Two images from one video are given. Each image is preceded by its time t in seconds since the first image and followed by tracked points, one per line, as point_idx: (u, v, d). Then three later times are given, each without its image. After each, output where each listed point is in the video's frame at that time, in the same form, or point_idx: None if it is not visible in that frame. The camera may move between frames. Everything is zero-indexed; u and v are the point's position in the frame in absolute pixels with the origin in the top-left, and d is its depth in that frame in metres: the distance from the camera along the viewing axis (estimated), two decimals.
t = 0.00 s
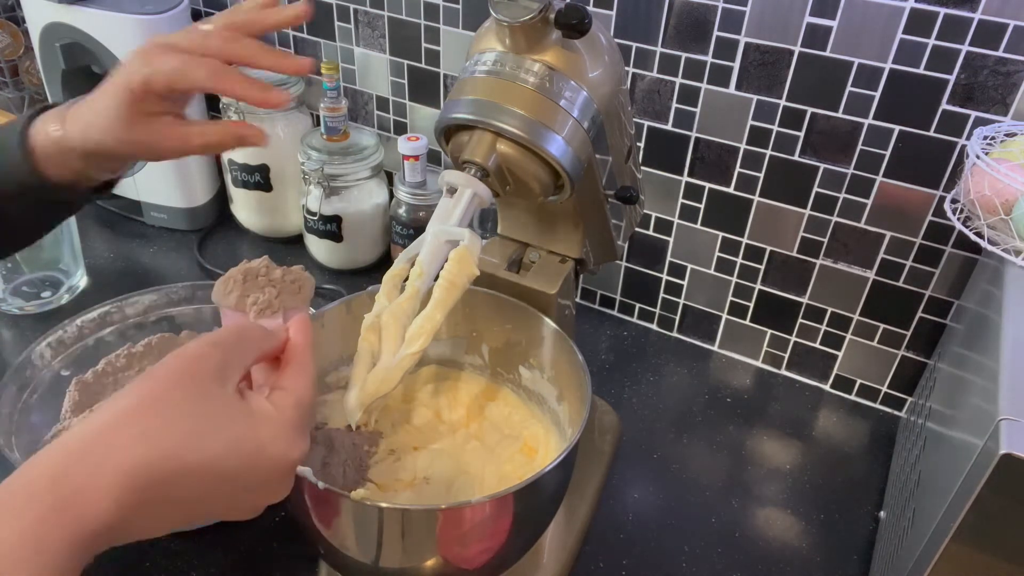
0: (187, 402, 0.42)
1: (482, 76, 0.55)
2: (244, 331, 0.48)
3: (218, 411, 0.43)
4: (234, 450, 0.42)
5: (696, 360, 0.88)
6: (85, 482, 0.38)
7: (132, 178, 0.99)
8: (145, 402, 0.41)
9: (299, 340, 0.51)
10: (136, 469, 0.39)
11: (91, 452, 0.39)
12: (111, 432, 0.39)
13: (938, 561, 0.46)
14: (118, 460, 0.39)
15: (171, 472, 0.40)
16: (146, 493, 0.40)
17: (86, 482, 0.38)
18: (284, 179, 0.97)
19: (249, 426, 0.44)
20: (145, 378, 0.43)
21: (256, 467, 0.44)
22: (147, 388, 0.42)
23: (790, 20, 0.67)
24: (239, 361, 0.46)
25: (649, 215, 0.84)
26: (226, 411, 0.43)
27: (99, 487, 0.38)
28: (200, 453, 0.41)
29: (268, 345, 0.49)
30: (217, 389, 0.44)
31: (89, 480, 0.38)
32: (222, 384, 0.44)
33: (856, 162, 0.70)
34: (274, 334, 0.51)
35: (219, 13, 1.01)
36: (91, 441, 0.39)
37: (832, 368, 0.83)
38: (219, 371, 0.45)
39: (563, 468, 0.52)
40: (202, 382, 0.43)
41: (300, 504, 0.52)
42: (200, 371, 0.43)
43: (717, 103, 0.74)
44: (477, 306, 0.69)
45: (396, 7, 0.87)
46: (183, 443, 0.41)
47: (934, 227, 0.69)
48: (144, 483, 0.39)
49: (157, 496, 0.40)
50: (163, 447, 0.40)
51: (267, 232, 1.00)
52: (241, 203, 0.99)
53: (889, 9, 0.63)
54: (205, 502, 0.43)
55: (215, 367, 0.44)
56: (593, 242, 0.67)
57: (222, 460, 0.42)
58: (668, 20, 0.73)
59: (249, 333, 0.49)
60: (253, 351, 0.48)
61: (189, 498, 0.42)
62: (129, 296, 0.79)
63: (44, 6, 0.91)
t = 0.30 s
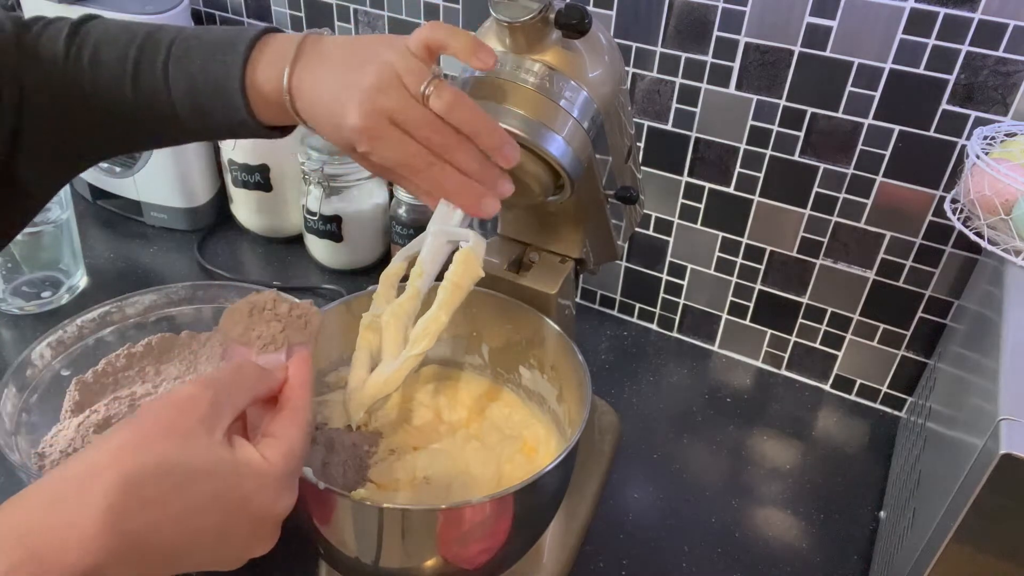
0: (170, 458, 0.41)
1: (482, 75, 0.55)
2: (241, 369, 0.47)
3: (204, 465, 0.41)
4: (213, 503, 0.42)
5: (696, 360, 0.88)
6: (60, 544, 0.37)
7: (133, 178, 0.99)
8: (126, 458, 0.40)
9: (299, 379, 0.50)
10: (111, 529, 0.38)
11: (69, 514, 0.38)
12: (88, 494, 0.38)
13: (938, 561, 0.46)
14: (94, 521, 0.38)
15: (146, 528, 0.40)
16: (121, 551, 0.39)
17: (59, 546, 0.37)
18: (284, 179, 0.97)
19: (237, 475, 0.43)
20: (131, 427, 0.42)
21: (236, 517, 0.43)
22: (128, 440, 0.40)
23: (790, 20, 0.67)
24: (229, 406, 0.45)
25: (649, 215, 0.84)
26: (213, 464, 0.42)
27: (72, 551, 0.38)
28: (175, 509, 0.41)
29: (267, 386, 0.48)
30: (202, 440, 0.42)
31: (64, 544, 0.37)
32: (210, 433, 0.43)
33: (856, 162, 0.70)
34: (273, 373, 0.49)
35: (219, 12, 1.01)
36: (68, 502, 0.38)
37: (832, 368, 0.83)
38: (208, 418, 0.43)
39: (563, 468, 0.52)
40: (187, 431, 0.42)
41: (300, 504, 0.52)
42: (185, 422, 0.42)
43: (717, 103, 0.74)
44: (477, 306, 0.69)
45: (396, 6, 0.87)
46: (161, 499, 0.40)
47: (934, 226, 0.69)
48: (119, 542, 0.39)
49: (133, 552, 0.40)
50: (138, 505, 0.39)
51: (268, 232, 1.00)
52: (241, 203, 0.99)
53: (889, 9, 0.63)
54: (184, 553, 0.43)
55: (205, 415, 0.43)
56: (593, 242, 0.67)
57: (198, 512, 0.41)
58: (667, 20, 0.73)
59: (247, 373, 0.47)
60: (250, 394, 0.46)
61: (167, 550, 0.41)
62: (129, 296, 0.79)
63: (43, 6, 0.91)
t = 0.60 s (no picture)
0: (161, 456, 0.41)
1: (482, 75, 0.55)
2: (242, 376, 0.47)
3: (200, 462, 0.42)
4: (204, 505, 0.42)
5: (696, 360, 0.88)
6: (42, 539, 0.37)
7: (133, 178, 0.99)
8: (117, 457, 0.39)
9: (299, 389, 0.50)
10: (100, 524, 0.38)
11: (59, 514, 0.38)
12: (76, 494, 0.38)
13: (939, 561, 0.46)
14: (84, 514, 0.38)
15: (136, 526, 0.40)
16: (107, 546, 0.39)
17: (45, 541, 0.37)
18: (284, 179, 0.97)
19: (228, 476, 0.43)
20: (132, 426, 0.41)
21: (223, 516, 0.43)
22: (121, 438, 0.40)
23: (790, 20, 0.67)
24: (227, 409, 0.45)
25: (649, 215, 0.84)
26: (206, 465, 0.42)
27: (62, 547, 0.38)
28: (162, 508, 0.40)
29: (259, 388, 0.48)
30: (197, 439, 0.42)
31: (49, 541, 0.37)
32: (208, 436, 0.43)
33: (856, 162, 0.70)
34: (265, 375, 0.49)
35: (219, 13, 1.01)
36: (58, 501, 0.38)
37: (832, 368, 0.83)
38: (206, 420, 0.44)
39: (563, 468, 0.52)
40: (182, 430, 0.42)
41: (300, 504, 0.52)
42: (177, 421, 0.42)
43: (717, 103, 0.74)
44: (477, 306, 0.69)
45: (396, 6, 0.87)
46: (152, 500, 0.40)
47: (934, 226, 0.69)
48: (106, 538, 0.39)
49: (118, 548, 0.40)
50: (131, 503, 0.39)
51: (268, 232, 1.00)
52: (241, 203, 0.99)
53: (889, 9, 0.63)
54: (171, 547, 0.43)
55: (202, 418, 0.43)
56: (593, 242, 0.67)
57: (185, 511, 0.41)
58: (668, 20, 0.73)
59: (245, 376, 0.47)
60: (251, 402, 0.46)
61: (153, 546, 0.41)
62: (129, 296, 0.79)
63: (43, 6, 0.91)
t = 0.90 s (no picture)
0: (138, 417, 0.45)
1: (483, 76, 0.55)
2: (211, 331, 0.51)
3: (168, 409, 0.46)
4: (195, 441, 0.46)
5: (696, 360, 0.88)
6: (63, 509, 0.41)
7: (133, 178, 0.99)
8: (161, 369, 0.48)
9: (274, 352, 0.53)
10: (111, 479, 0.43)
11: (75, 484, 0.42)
12: (84, 466, 0.43)
13: (939, 561, 0.46)
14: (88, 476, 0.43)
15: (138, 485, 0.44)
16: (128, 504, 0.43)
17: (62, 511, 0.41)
18: (284, 179, 0.97)
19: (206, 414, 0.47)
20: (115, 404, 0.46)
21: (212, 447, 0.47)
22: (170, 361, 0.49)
23: (790, 19, 0.67)
24: (210, 359, 0.49)
25: (649, 215, 0.84)
26: (184, 413, 0.46)
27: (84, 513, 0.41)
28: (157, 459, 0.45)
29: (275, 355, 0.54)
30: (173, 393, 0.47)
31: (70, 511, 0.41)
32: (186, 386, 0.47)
33: (856, 162, 0.70)
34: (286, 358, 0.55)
35: (219, 12, 1.01)
36: (70, 473, 0.42)
37: (832, 368, 0.83)
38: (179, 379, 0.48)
39: (563, 468, 0.52)
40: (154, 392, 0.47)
41: (300, 504, 0.52)
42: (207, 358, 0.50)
43: (717, 103, 0.74)
44: (477, 306, 0.69)
45: (397, 7, 0.87)
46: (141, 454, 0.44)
47: (933, 227, 0.69)
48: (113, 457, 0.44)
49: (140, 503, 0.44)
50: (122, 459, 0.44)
51: (268, 232, 1.00)
52: (241, 203, 0.99)
53: (889, 9, 0.63)
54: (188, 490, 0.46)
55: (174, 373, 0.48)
56: (593, 242, 0.66)
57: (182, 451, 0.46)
58: (667, 20, 0.73)
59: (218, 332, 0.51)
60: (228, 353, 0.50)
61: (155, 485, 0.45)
62: (130, 297, 0.79)
63: (43, 6, 0.91)
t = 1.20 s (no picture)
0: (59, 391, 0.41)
1: (482, 76, 0.55)
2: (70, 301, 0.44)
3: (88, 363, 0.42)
4: (126, 390, 0.42)
5: (696, 360, 0.88)
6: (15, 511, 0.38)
7: (133, 178, 0.99)
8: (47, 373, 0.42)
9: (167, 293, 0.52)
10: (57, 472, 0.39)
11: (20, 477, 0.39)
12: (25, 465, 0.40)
13: (939, 561, 0.46)
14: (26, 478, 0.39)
15: (80, 462, 0.40)
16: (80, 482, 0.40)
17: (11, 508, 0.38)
18: (284, 179, 0.97)
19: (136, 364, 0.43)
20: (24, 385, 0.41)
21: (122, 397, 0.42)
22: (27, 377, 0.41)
23: (790, 19, 0.67)
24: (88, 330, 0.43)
25: (649, 215, 0.84)
26: (112, 362, 0.42)
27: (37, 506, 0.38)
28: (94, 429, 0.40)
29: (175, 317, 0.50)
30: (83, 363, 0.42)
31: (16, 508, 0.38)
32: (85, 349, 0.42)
33: (856, 162, 0.70)
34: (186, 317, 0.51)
35: (219, 13, 1.01)
36: (8, 478, 0.39)
37: (832, 368, 0.83)
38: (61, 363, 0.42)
39: (563, 468, 0.52)
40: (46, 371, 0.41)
41: (300, 504, 0.52)
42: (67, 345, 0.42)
43: (717, 103, 0.74)
44: (477, 306, 0.69)
45: (396, 7, 0.87)
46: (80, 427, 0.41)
47: (933, 227, 0.69)
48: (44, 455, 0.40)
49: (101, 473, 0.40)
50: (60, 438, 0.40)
51: (268, 232, 1.00)
52: (241, 203, 0.99)
53: (889, 9, 0.63)
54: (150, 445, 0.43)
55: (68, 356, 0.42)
56: (593, 242, 0.66)
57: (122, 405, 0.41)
58: (668, 20, 0.73)
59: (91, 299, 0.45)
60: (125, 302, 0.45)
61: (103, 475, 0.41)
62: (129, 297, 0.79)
63: (43, 6, 0.91)
